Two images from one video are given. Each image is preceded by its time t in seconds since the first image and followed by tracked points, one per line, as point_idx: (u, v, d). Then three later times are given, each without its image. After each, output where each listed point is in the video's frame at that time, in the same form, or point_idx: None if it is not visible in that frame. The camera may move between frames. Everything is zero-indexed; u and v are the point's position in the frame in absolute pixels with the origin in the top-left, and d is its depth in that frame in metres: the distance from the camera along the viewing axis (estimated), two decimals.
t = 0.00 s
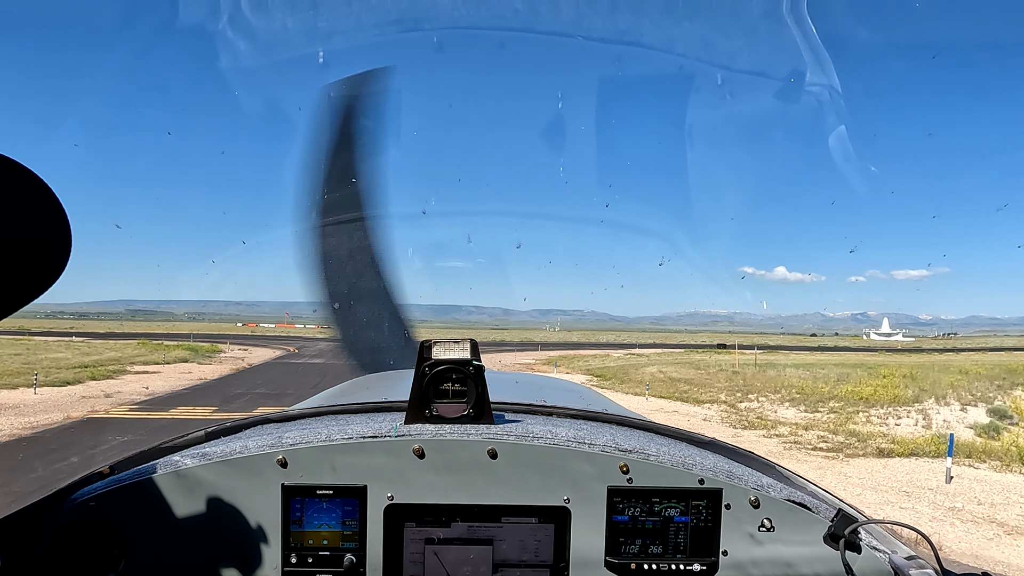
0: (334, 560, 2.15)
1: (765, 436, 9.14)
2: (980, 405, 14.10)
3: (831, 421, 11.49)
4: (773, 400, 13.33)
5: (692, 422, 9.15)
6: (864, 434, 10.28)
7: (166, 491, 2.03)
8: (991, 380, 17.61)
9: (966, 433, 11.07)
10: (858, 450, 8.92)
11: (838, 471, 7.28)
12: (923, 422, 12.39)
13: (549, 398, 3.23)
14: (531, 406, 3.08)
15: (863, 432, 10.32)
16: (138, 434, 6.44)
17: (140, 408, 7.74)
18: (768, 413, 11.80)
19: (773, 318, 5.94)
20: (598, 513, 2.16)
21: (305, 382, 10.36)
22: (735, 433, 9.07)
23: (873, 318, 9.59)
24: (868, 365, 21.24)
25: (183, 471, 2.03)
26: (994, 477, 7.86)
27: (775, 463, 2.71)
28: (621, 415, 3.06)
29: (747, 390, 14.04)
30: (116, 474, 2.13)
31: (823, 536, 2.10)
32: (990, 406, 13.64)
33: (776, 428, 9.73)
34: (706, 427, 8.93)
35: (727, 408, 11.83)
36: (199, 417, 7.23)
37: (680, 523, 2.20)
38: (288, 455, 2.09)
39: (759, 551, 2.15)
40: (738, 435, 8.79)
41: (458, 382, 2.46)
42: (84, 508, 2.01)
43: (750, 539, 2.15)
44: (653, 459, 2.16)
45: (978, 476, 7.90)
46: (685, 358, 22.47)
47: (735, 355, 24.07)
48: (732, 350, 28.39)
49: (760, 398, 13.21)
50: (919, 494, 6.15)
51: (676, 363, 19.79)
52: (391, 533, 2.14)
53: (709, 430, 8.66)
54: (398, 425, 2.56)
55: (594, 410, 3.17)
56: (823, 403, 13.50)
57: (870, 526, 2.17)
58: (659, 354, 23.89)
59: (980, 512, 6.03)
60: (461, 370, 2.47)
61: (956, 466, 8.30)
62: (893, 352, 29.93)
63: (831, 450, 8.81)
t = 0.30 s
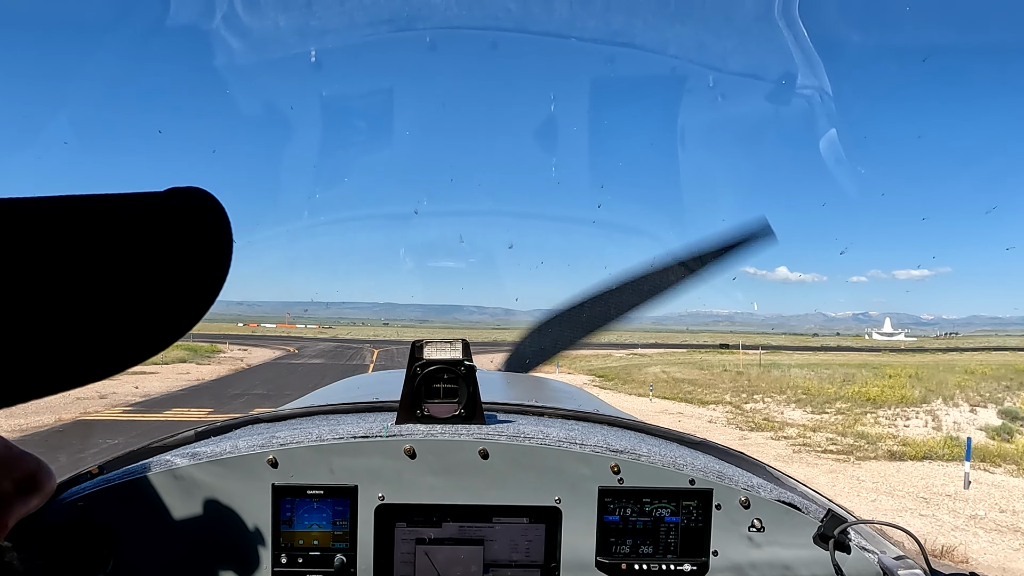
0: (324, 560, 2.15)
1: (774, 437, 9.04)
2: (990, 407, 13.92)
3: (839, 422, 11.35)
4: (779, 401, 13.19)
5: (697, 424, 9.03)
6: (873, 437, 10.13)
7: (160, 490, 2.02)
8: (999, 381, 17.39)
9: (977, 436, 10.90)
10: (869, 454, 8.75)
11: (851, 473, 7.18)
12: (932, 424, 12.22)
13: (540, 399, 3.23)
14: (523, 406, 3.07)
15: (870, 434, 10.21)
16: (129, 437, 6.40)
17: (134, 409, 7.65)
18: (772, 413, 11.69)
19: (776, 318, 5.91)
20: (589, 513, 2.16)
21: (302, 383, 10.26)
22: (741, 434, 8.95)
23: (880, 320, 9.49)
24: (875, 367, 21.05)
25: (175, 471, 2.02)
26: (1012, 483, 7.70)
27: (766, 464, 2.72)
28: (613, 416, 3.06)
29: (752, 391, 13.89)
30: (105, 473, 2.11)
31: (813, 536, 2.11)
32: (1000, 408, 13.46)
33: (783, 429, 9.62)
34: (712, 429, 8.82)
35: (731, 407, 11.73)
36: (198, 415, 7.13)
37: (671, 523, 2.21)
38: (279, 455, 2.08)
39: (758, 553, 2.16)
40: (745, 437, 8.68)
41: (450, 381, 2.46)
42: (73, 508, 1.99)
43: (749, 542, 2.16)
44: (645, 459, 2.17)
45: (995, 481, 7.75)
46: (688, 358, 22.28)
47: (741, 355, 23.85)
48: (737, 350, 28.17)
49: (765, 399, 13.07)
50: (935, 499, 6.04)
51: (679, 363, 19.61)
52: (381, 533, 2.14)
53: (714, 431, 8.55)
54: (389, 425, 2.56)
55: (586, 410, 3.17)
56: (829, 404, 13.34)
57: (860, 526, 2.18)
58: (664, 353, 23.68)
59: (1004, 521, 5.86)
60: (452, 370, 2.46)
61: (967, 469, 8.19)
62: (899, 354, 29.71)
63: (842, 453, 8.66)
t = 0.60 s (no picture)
0: (314, 560, 2.14)
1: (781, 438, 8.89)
2: (1002, 408, 13.59)
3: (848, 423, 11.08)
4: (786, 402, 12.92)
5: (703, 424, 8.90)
6: (885, 439, 9.89)
7: (151, 489, 2.01)
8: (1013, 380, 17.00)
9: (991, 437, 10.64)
10: (884, 456, 8.54)
11: (867, 473, 7.05)
12: (944, 425, 11.97)
13: (532, 398, 3.24)
14: (514, 407, 3.07)
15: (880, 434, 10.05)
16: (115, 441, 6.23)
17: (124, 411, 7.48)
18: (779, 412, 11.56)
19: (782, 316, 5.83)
20: (579, 513, 2.16)
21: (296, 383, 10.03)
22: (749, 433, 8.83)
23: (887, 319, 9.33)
24: (885, 366, 20.80)
25: (165, 472, 2.00)
26: None
27: (756, 463, 2.73)
28: (603, 416, 3.07)
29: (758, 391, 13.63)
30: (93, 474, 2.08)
31: (802, 535, 2.12)
32: (1013, 409, 13.14)
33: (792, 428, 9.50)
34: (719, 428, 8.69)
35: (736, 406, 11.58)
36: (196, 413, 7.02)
37: (662, 522, 2.21)
38: (269, 455, 2.07)
39: (756, 556, 2.15)
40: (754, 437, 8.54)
41: (441, 381, 2.46)
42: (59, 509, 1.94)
43: (748, 545, 2.16)
44: (635, 458, 2.17)
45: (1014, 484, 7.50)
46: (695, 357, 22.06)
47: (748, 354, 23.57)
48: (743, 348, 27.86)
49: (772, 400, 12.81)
50: (955, 500, 5.89)
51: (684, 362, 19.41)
52: (372, 533, 2.13)
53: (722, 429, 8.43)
54: (379, 425, 2.55)
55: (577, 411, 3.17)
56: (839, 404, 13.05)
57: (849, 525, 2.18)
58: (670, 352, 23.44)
59: None
60: (443, 370, 2.46)
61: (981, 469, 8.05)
62: (907, 353, 29.37)
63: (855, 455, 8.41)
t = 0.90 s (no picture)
0: (309, 562, 2.13)
1: (793, 442, 8.87)
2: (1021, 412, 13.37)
3: (863, 427, 10.97)
4: (798, 404, 12.86)
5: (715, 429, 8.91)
6: (901, 442, 9.76)
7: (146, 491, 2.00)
8: None
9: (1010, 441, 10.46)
10: (901, 460, 8.40)
11: (888, 481, 6.98)
12: (962, 427, 11.79)
13: (526, 398, 3.24)
14: (507, 406, 3.07)
15: (893, 438, 10.00)
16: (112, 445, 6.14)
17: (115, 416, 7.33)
18: (790, 415, 11.55)
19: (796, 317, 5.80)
20: (574, 512, 2.17)
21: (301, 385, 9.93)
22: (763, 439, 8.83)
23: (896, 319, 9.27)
24: (899, 369, 20.69)
25: (159, 473, 2.00)
26: None
27: (750, 462, 2.74)
28: (597, 415, 3.07)
29: (769, 394, 13.57)
30: (85, 476, 2.08)
31: (796, 533, 2.12)
32: None
33: (805, 433, 9.58)
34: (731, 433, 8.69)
35: (746, 409, 11.58)
36: (209, 417, 7.03)
37: (656, 521, 2.22)
38: (263, 457, 2.07)
39: (757, 561, 2.15)
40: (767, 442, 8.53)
41: (435, 381, 2.46)
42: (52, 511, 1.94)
43: (749, 550, 2.15)
44: (630, 458, 2.17)
45: None
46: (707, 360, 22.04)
47: (761, 357, 23.51)
48: (757, 352, 27.79)
49: (783, 402, 12.80)
50: (985, 510, 5.79)
51: (696, 365, 19.42)
52: (367, 533, 2.13)
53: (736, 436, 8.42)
54: (374, 426, 2.55)
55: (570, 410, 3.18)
56: (851, 406, 12.95)
57: (842, 523, 2.19)
58: (682, 355, 23.44)
59: None
60: (437, 371, 2.46)
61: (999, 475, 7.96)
62: (921, 355, 29.21)
63: (872, 461, 8.28)
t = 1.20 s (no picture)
0: (297, 563, 2.12)
1: (806, 446, 8.95)
2: None
3: (877, 429, 10.99)
4: (809, 406, 12.94)
5: (725, 434, 9.07)
6: (918, 444, 9.73)
7: (141, 490, 1.99)
8: None
9: None
10: (921, 464, 8.34)
11: (910, 488, 6.95)
12: (980, 429, 11.72)
13: (516, 398, 3.24)
14: (497, 407, 3.07)
15: (907, 441, 10.02)
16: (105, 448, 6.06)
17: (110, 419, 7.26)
18: (802, 419, 11.67)
19: (801, 317, 5.93)
20: (563, 513, 2.16)
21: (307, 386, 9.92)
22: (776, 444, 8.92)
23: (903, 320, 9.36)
24: (907, 368, 20.91)
25: (152, 475, 1.99)
26: None
27: (738, 462, 2.75)
28: (587, 415, 3.07)
29: (778, 398, 13.69)
30: (72, 478, 2.07)
31: (784, 533, 2.13)
32: None
33: (819, 436, 9.87)
34: (743, 440, 8.81)
35: (758, 414, 11.74)
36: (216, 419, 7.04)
37: (645, 521, 2.22)
38: (251, 457, 2.05)
39: (757, 565, 2.15)
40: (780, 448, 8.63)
41: (425, 382, 2.45)
42: (39, 513, 1.94)
43: (747, 554, 2.15)
44: (619, 458, 2.17)
45: None
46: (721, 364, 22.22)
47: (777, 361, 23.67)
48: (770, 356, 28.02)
49: (795, 406, 12.90)
50: (1015, 521, 5.75)
51: (708, 370, 19.64)
52: (356, 534, 2.12)
53: (750, 443, 8.54)
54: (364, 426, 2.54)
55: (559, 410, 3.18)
56: (863, 408, 12.99)
57: (830, 522, 2.21)
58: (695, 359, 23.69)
59: None
60: (427, 371, 2.45)
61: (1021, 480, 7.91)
62: (933, 355, 29.32)
63: (891, 466, 8.25)
